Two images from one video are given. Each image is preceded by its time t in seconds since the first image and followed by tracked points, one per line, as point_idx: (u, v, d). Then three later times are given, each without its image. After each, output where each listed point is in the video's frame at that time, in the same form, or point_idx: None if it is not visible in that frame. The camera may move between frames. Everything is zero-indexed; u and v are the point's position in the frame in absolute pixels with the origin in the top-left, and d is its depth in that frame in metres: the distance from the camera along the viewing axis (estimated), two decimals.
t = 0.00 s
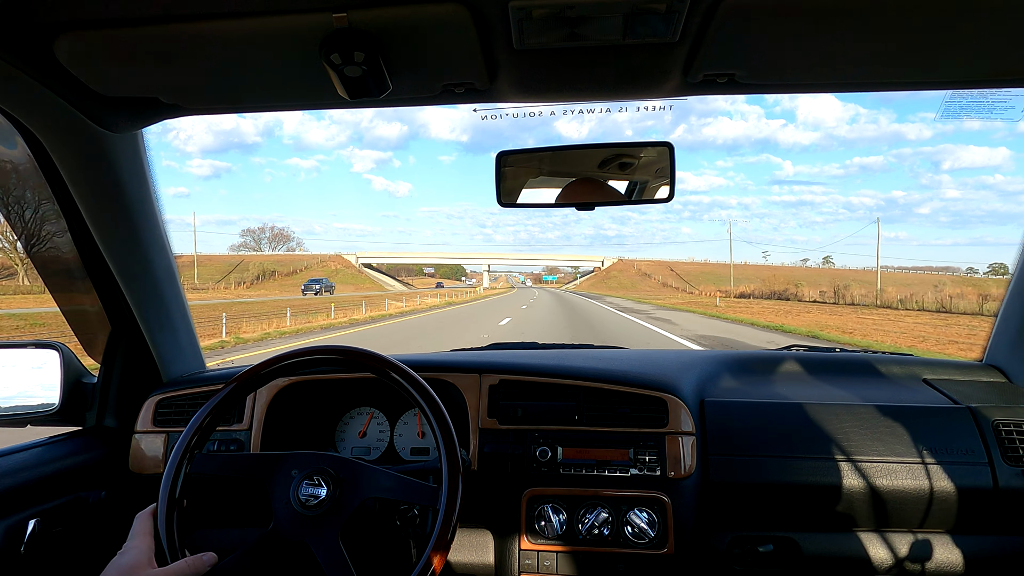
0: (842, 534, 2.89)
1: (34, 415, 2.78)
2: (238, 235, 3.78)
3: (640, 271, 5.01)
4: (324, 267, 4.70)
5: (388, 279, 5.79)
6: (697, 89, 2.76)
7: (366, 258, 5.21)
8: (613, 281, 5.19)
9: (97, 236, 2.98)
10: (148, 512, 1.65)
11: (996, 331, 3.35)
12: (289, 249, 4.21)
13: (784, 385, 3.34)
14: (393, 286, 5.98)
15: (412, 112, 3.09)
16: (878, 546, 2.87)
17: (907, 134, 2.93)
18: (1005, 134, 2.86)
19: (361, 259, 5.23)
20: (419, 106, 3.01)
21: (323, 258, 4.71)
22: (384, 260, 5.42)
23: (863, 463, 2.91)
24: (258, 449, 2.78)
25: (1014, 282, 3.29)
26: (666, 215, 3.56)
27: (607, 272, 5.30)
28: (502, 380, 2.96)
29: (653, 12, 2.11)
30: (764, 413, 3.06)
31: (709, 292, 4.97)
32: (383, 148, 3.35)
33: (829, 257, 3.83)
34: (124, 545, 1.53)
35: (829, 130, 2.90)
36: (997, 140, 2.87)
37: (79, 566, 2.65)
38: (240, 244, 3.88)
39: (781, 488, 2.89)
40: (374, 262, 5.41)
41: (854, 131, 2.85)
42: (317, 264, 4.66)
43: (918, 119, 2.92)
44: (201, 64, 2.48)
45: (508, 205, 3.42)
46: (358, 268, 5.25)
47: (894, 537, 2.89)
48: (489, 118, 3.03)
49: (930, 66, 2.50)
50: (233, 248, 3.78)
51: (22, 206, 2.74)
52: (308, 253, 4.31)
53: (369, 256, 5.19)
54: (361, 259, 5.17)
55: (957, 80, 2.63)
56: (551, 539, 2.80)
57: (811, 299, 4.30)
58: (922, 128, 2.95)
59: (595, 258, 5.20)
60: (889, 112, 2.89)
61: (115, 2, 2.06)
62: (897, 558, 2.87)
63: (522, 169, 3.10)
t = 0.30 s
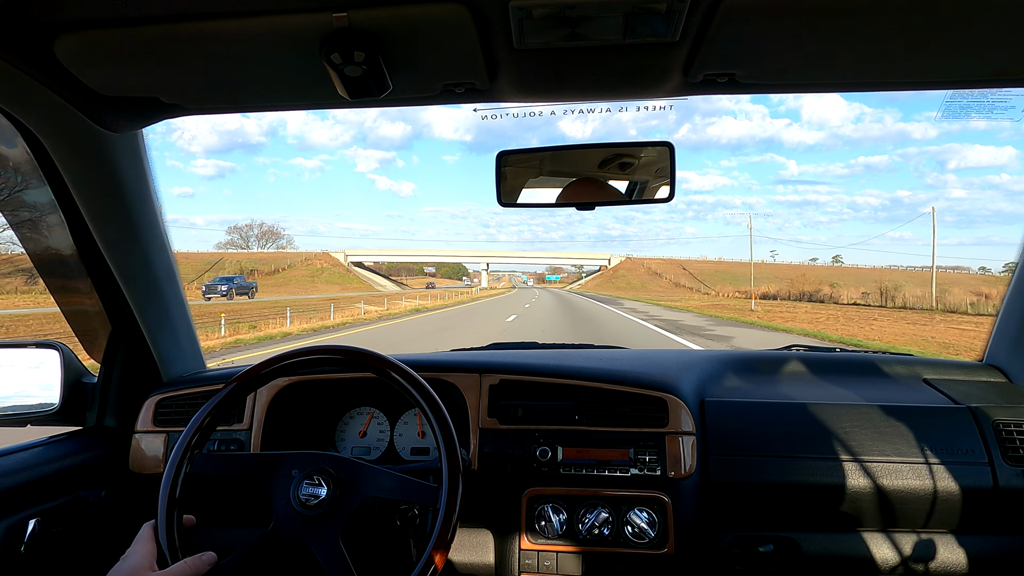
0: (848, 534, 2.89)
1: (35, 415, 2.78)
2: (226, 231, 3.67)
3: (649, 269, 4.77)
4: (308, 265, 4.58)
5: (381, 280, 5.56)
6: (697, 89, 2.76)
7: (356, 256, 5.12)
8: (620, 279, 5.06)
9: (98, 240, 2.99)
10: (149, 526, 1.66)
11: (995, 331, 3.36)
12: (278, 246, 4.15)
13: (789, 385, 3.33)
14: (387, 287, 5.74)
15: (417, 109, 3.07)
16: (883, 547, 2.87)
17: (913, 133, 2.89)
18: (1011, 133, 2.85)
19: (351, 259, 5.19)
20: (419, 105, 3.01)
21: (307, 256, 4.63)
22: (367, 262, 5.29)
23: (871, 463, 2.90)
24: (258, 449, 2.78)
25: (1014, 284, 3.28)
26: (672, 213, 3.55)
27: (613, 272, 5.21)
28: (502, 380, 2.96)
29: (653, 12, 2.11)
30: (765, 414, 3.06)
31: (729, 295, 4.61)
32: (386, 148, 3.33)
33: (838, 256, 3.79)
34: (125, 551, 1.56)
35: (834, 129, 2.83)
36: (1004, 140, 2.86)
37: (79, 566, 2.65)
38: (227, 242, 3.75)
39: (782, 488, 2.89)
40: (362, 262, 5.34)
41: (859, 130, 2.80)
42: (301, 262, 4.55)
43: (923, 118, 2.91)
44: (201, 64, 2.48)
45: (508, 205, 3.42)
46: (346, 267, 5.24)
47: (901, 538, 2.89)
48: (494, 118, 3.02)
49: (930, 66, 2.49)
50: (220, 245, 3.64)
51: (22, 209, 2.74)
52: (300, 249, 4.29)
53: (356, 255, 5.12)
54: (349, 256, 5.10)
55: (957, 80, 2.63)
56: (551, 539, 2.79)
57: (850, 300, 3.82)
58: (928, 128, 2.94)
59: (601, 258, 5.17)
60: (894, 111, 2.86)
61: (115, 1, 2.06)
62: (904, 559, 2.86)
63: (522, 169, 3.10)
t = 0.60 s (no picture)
0: (851, 534, 2.89)
1: (34, 415, 2.78)
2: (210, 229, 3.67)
3: (661, 267, 4.97)
4: (290, 262, 4.49)
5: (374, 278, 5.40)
6: (697, 89, 2.76)
7: (344, 255, 5.07)
8: (630, 278, 5.06)
9: (98, 242, 2.99)
10: (149, 524, 1.65)
11: (995, 331, 3.37)
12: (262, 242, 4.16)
13: (791, 384, 3.35)
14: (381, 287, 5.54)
15: (420, 109, 3.07)
16: (886, 546, 2.87)
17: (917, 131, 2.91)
18: (1017, 130, 2.82)
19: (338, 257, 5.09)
20: (419, 106, 3.02)
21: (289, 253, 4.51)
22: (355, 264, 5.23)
23: (877, 463, 2.90)
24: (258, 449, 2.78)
25: (1014, 285, 3.30)
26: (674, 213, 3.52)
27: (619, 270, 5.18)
28: (501, 380, 2.96)
29: (653, 12, 2.11)
30: (765, 413, 3.06)
31: (744, 295, 4.93)
32: (390, 147, 3.29)
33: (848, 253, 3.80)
34: (126, 548, 1.55)
35: (838, 127, 2.84)
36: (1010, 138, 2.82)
37: (78, 566, 2.65)
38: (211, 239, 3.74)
39: (783, 488, 2.89)
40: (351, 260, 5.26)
41: (864, 128, 2.81)
42: (282, 259, 4.50)
43: (928, 117, 2.89)
44: (200, 64, 2.48)
45: (508, 205, 3.42)
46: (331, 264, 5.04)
47: (906, 535, 2.89)
48: (497, 117, 3.00)
49: (930, 66, 2.50)
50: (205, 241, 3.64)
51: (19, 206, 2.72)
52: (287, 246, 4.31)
53: (344, 253, 5.06)
54: (335, 254, 5.00)
55: (957, 80, 2.64)
56: (551, 540, 2.79)
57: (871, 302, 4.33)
58: (932, 126, 2.93)
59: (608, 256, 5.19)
60: (899, 109, 2.87)
61: (114, 1, 2.06)
62: (909, 557, 2.86)
63: (522, 169, 3.10)
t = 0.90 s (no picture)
0: (855, 534, 2.89)
1: (34, 415, 2.77)
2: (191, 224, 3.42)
3: (676, 265, 4.94)
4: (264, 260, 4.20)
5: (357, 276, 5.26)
6: (697, 89, 2.76)
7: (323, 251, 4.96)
8: (641, 278, 4.91)
9: (98, 243, 3.00)
10: (149, 521, 1.65)
11: (995, 331, 3.37)
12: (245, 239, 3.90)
13: (796, 384, 3.36)
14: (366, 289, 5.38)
15: (424, 109, 3.06)
16: (889, 546, 2.87)
17: (923, 130, 2.95)
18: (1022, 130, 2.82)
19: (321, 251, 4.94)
20: (418, 106, 3.01)
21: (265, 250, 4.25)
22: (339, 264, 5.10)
23: (883, 463, 2.90)
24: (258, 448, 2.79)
25: (1014, 284, 3.31)
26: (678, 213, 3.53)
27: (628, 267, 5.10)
28: (502, 380, 2.96)
29: (653, 12, 2.11)
30: (767, 412, 3.07)
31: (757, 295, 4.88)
32: (394, 146, 3.34)
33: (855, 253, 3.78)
34: (127, 543, 1.53)
35: (844, 127, 2.86)
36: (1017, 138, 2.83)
37: (78, 566, 2.65)
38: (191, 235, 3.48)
39: (783, 488, 2.89)
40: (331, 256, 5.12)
41: (870, 128, 2.84)
42: (256, 257, 4.18)
43: (933, 117, 2.90)
44: (200, 64, 2.48)
45: (508, 205, 3.41)
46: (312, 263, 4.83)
47: (910, 534, 2.89)
48: (501, 117, 2.98)
49: (930, 66, 2.49)
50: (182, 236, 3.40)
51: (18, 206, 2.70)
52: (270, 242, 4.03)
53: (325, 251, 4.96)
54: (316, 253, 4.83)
55: (957, 80, 2.64)
56: (551, 539, 2.79)
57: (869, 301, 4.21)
58: (938, 126, 2.93)
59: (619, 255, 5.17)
60: (904, 109, 2.87)
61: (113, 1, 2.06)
62: (913, 556, 2.86)
63: (521, 169, 3.10)
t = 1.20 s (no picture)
0: (856, 533, 2.89)
1: (33, 415, 2.77)
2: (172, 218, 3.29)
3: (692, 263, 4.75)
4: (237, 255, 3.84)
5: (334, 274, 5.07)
6: (696, 88, 2.76)
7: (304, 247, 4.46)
8: (654, 275, 4.88)
9: (98, 244, 3.00)
10: (149, 519, 1.64)
11: (995, 331, 3.38)
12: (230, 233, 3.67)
13: (801, 384, 3.35)
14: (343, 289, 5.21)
15: (427, 108, 3.07)
16: (893, 546, 2.86)
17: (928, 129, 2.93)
18: None
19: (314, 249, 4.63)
20: (418, 105, 3.01)
21: (239, 245, 3.88)
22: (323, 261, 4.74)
23: (890, 463, 2.89)
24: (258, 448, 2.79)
25: (1014, 283, 3.31)
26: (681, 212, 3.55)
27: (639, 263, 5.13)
28: (502, 380, 2.96)
29: (653, 11, 2.11)
30: (769, 412, 3.07)
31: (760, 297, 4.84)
32: (398, 145, 3.27)
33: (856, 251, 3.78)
34: (126, 540, 1.53)
35: (849, 126, 2.85)
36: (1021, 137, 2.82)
37: (78, 566, 2.65)
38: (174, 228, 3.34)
39: (783, 488, 2.89)
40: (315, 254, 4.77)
41: (875, 127, 2.81)
42: (227, 253, 3.79)
43: (939, 116, 2.88)
44: (199, 64, 2.48)
45: (508, 205, 3.41)
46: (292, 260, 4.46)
47: (912, 534, 2.89)
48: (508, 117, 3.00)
49: (929, 65, 2.49)
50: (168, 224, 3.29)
51: (14, 205, 2.70)
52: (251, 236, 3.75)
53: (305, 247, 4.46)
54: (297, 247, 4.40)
55: (957, 80, 2.63)
56: (551, 539, 2.79)
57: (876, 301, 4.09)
58: (944, 124, 2.91)
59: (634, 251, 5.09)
60: (910, 108, 2.88)
61: (112, 1, 2.06)
62: (918, 553, 2.86)
63: (521, 168, 3.10)
